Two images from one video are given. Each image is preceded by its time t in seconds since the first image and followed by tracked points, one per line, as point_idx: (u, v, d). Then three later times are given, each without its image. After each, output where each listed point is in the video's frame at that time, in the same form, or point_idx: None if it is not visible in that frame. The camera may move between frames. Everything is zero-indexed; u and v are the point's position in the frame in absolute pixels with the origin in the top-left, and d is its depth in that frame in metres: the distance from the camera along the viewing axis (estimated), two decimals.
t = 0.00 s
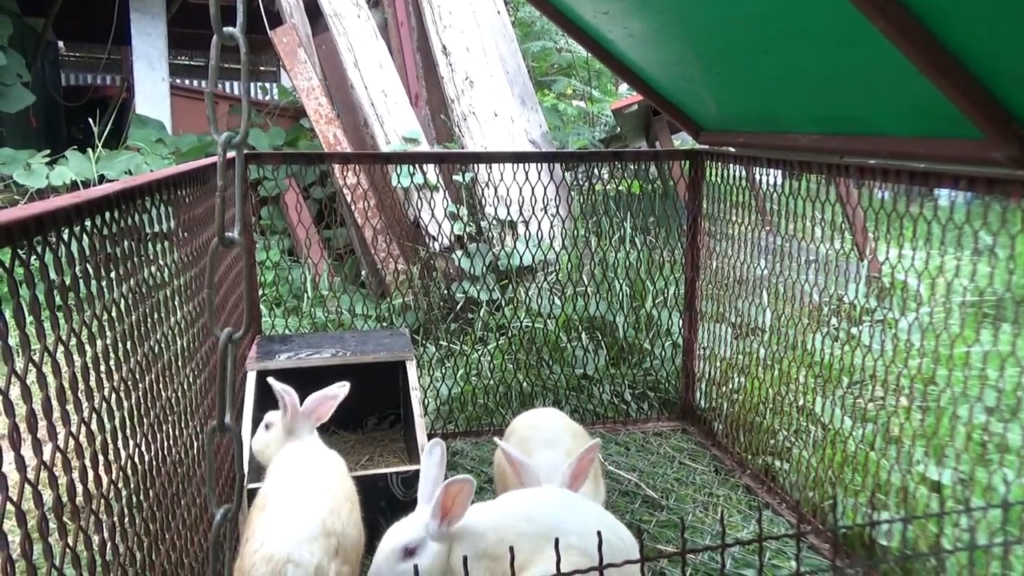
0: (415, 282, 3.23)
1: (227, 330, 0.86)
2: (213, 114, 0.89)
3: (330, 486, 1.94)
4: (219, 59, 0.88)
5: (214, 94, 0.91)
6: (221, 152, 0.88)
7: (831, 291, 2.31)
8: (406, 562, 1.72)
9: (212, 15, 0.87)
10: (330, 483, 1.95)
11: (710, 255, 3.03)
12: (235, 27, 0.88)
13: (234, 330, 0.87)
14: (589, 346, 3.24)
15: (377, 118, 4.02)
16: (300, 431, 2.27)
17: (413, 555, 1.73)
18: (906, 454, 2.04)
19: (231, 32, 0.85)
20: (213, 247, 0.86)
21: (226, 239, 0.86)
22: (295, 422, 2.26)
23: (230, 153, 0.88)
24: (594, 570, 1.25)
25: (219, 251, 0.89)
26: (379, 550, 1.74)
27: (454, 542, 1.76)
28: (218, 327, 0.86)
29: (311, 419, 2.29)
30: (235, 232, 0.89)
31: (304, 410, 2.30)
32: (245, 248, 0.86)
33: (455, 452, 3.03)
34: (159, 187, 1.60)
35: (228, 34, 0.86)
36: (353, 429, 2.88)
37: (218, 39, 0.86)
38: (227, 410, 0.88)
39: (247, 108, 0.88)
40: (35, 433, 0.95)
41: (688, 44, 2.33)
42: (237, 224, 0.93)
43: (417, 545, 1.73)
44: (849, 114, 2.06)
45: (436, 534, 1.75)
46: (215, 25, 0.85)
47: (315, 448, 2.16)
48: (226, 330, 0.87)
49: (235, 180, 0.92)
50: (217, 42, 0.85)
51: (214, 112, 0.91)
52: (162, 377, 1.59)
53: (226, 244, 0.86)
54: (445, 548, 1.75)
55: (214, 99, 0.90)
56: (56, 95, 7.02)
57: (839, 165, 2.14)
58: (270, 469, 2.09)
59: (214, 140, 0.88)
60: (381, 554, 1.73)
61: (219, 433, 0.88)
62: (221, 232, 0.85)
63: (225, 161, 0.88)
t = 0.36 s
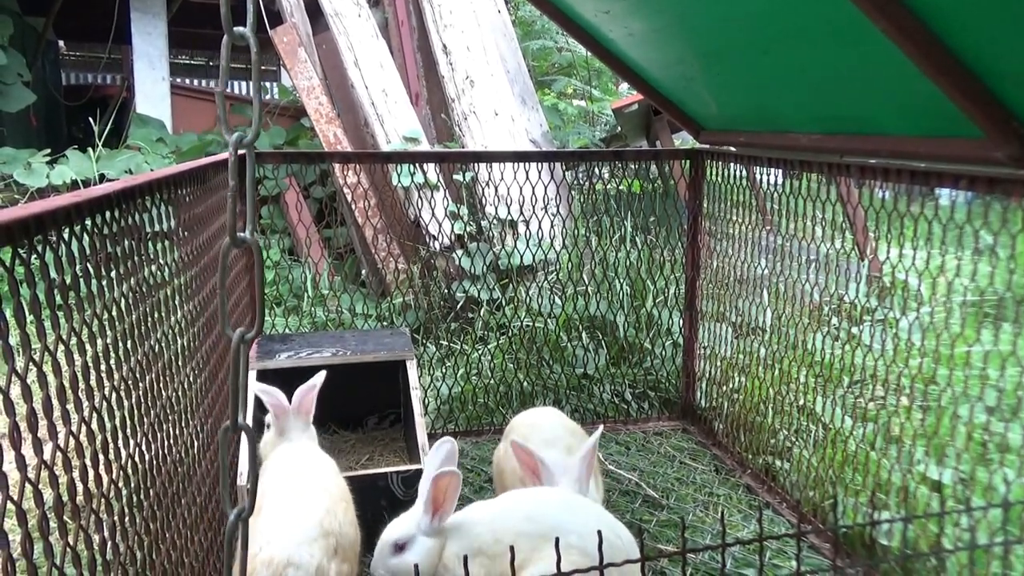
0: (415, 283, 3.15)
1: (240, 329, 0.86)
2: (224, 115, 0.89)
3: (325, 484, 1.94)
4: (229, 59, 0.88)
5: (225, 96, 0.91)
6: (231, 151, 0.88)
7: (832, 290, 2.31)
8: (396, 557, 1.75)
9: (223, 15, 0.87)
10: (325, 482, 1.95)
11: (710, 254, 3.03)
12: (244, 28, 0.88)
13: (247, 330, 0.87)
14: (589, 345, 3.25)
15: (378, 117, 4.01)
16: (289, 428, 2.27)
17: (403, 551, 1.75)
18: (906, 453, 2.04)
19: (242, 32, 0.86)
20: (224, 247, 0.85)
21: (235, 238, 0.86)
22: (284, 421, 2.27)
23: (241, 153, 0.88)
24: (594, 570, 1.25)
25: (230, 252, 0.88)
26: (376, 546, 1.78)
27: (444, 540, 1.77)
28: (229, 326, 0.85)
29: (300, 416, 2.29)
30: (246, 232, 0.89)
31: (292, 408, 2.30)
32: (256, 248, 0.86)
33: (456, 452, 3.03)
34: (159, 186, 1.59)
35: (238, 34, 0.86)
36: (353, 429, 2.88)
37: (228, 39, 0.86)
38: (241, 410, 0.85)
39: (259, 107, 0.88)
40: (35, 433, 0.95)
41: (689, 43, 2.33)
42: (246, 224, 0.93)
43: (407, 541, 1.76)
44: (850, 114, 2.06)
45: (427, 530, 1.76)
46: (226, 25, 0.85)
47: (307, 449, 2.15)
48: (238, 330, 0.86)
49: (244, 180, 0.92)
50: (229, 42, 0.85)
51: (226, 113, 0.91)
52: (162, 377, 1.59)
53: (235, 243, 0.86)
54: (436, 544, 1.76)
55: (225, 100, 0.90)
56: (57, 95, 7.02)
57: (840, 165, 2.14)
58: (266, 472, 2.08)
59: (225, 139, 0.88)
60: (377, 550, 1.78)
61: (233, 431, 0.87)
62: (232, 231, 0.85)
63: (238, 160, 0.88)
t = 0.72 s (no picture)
0: (416, 282, 3.21)
1: (226, 330, 0.87)
2: (212, 114, 0.90)
3: (317, 489, 1.93)
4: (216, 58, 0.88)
5: (211, 95, 0.91)
6: (219, 151, 0.89)
7: (832, 289, 2.32)
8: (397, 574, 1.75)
9: (210, 14, 0.87)
10: (317, 487, 1.94)
11: (711, 253, 3.03)
12: (233, 26, 0.88)
13: (231, 330, 0.88)
14: (590, 345, 3.26)
15: (378, 117, 4.02)
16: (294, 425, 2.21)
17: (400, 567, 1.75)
18: (907, 453, 2.04)
19: (229, 32, 0.86)
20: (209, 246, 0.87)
21: (223, 238, 0.87)
22: (290, 417, 2.21)
23: (228, 152, 0.88)
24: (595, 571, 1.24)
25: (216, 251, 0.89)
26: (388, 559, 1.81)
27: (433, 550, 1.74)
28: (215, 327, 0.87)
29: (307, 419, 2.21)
30: (233, 232, 0.90)
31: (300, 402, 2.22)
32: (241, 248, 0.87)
33: (457, 451, 3.03)
34: (159, 186, 1.59)
35: (225, 33, 0.86)
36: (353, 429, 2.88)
37: (215, 37, 0.86)
38: (224, 412, 0.90)
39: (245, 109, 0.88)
40: (36, 432, 0.95)
41: (690, 43, 2.33)
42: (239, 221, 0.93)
43: (403, 557, 1.75)
44: (851, 113, 2.06)
45: (420, 543, 1.75)
46: (213, 24, 0.85)
47: (306, 452, 2.14)
48: (223, 330, 0.88)
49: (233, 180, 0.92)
50: (216, 42, 0.85)
51: (213, 112, 0.91)
52: (164, 377, 1.59)
53: (222, 243, 0.87)
54: (430, 556, 1.74)
55: (212, 99, 0.91)
56: (58, 95, 7.03)
57: (840, 164, 2.14)
58: (262, 476, 2.08)
59: (212, 139, 0.89)
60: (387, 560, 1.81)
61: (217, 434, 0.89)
62: (218, 231, 0.85)
63: (224, 162, 0.89)
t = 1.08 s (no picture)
0: (417, 281, 3.21)
1: (217, 330, 0.86)
2: (205, 112, 0.90)
3: (313, 493, 1.92)
4: (209, 56, 0.88)
5: (203, 92, 0.90)
6: (213, 149, 0.88)
7: (834, 289, 2.32)
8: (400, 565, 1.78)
9: (203, 12, 0.86)
10: (313, 492, 1.93)
11: (712, 253, 3.02)
12: (226, 23, 0.88)
13: (224, 330, 0.87)
14: (592, 344, 3.26)
15: (378, 116, 4.02)
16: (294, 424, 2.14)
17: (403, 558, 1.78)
18: (908, 452, 2.04)
19: (224, 29, 0.85)
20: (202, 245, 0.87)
21: (215, 237, 0.86)
22: (289, 415, 2.15)
23: (221, 151, 0.88)
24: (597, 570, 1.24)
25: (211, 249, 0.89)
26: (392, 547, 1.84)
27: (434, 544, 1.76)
28: (207, 327, 0.86)
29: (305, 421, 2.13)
30: (226, 231, 0.89)
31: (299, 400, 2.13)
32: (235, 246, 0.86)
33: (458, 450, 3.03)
34: (160, 185, 1.59)
35: (219, 31, 0.86)
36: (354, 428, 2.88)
37: (210, 36, 0.86)
38: (216, 411, 0.87)
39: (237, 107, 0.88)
40: (38, 431, 0.95)
41: (692, 42, 2.33)
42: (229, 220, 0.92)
43: (406, 549, 1.78)
44: (853, 113, 2.06)
45: (423, 537, 1.77)
46: (206, 22, 0.85)
47: (305, 455, 2.11)
48: (215, 330, 0.87)
49: (228, 177, 0.92)
50: (208, 39, 0.85)
51: (206, 109, 0.91)
52: (165, 376, 1.60)
53: (216, 242, 0.86)
54: (430, 552, 1.76)
55: (204, 96, 0.91)
56: (59, 93, 7.03)
57: (841, 164, 2.14)
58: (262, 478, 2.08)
59: (206, 138, 0.89)
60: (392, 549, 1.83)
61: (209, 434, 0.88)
62: (212, 232, 0.85)
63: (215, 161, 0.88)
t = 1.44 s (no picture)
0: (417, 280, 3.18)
1: (239, 326, 0.87)
2: (222, 111, 0.89)
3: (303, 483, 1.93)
4: (227, 56, 0.88)
5: (222, 93, 0.90)
6: (231, 149, 0.89)
7: (835, 288, 2.32)
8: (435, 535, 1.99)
9: (221, 12, 0.87)
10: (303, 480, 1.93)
11: (713, 252, 3.02)
12: (242, 23, 0.88)
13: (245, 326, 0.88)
14: (593, 343, 3.27)
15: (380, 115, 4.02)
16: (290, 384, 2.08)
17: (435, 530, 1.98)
18: (910, 451, 2.04)
19: (239, 29, 0.86)
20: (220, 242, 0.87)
21: (235, 236, 0.87)
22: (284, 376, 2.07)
23: (238, 151, 0.88)
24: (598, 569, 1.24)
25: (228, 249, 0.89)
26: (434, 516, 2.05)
27: (449, 532, 1.91)
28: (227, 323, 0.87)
29: (302, 382, 2.05)
30: (242, 229, 0.90)
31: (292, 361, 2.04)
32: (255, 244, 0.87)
33: (460, 449, 3.03)
34: (162, 185, 1.59)
35: (235, 31, 0.86)
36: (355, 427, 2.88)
37: (225, 36, 0.86)
38: (239, 405, 0.88)
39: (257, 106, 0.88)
40: (40, 431, 0.96)
41: (693, 41, 2.33)
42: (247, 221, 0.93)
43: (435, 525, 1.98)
44: (855, 111, 2.06)
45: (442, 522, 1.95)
46: (223, 23, 0.85)
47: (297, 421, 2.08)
48: (236, 325, 0.88)
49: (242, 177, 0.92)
50: (225, 40, 0.85)
51: (224, 111, 0.90)
52: (168, 376, 1.60)
53: (234, 240, 0.87)
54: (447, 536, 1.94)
55: (223, 98, 0.90)
56: (61, 93, 7.03)
57: (843, 163, 2.14)
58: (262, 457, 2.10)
59: (223, 137, 0.89)
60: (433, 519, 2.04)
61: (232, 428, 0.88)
62: (230, 228, 0.85)
63: (235, 159, 0.89)
